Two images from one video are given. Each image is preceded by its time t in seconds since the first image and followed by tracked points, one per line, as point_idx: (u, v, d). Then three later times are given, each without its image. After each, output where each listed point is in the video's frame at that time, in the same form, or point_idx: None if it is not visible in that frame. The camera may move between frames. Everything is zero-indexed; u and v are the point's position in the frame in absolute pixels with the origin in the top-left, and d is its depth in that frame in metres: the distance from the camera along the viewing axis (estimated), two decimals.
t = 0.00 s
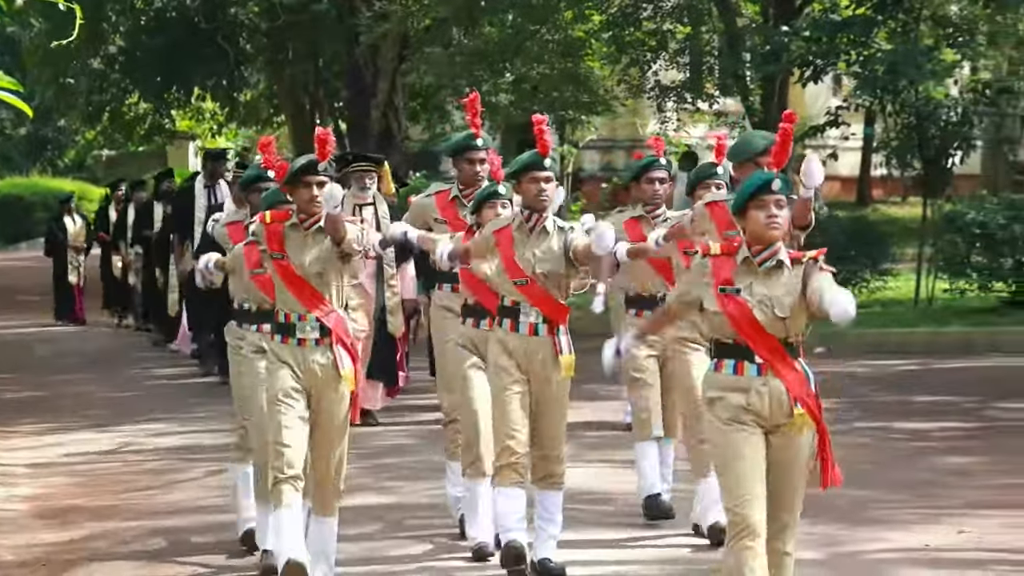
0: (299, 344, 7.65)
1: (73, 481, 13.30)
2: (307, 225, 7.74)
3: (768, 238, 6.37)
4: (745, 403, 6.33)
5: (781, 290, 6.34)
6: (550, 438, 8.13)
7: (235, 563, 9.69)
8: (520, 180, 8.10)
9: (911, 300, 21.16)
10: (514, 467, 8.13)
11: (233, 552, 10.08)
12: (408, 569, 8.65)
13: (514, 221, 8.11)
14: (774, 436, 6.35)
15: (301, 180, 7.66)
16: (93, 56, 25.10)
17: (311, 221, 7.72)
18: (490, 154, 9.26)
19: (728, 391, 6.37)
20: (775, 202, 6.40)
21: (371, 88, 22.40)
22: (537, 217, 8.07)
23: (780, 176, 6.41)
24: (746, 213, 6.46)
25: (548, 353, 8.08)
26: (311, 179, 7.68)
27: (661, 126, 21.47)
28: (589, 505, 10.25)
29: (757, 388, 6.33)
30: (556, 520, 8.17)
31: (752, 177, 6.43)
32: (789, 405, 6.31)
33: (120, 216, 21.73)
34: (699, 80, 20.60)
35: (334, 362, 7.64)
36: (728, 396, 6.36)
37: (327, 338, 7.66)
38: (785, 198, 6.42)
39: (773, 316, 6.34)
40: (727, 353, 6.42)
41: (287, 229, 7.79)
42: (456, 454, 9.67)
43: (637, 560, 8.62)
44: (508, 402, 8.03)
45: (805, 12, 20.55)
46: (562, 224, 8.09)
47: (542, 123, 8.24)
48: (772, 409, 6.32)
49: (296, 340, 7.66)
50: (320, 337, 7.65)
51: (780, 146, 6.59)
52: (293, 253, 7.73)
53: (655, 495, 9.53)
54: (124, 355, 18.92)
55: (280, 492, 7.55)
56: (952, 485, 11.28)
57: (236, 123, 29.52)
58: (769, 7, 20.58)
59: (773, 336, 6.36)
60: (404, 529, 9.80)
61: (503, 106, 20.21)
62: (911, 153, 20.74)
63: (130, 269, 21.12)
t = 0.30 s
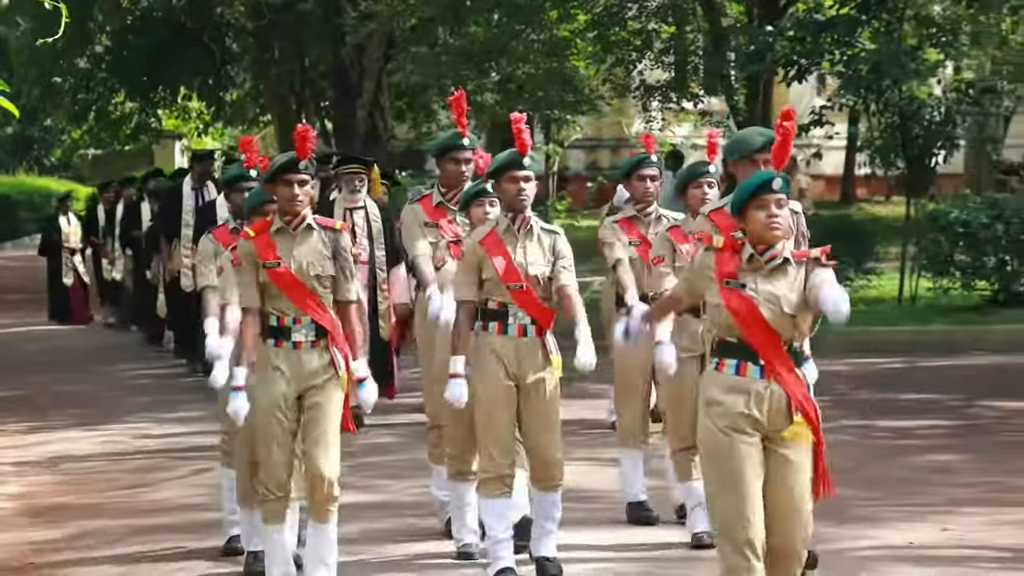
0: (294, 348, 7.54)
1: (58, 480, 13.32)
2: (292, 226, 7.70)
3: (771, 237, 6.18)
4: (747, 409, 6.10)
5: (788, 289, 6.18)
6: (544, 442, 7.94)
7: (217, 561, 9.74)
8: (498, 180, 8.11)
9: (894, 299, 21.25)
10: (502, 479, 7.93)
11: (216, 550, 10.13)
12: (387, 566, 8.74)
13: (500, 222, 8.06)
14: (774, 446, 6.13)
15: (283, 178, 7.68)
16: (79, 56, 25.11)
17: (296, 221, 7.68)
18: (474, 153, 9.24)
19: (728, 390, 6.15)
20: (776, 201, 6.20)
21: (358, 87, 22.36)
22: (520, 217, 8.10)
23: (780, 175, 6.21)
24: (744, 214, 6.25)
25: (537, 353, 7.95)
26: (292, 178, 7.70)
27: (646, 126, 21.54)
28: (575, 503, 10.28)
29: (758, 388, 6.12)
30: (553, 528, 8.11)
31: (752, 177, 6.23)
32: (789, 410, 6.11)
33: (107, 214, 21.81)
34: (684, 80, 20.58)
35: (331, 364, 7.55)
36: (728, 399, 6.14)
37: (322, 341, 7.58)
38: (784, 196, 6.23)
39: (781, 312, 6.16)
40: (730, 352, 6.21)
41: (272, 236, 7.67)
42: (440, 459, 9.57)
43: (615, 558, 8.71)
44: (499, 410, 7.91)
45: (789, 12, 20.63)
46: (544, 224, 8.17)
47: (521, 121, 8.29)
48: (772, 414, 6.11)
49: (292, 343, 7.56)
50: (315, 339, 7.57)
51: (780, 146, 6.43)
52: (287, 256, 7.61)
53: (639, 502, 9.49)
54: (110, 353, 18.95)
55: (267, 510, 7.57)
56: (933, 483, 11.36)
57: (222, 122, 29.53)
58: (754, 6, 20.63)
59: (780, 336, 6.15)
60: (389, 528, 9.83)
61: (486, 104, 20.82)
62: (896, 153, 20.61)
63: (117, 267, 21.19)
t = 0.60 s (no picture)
0: (295, 349, 7.64)
1: (49, 476, 13.48)
2: (301, 225, 7.86)
3: (771, 235, 6.39)
4: (745, 412, 6.29)
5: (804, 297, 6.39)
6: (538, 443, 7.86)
7: (208, 557, 9.90)
8: (499, 179, 8.16)
9: (877, 297, 21.47)
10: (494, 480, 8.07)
11: (206, 545, 10.30)
12: (373, 560, 8.95)
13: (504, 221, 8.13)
14: (776, 446, 6.28)
15: (292, 177, 7.78)
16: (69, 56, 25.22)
17: (304, 220, 7.86)
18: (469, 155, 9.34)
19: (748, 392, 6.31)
20: (777, 200, 6.35)
21: (345, 87, 22.32)
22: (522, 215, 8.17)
23: (783, 174, 6.36)
24: (746, 211, 6.41)
25: (537, 359, 7.96)
26: (300, 177, 7.79)
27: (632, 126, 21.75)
28: (563, 501, 10.44)
29: (759, 391, 6.28)
30: (544, 529, 7.90)
31: (755, 176, 6.38)
32: (793, 410, 6.26)
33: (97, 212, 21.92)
34: (669, 80, 20.77)
35: (332, 364, 7.66)
36: (730, 402, 6.34)
37: (323, 342, 7.68)
38: (786, 195, 6.38)
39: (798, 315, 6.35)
40: (732, 355, 6.37)
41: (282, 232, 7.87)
42: (434, 460, 9.76)
43: (596, 552, 8.92)
44: (498, 411, 7.98)
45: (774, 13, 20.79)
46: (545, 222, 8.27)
47: (522, 120, 8.15)
48: (772, 415, 6.27)
49: (292, 344, 7.65)
50: (315, 340, 7.65)
51: (783, 144, 6.75)
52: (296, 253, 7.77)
53: (628, 498, 9.65)
54: (100, 351, 19.12)
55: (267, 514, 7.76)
56: (915, 479, 11.53)
57: (211, 122, 29.67)
58: (740, 7, 20.77)
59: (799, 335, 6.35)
60: (376, 524, 10.01)
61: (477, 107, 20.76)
62: (879, 152, 20.93)
63: (107, 266, 21.31)
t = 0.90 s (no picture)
0: (299, 348, 7.60)
1: (42, 475, 13.58)
2: (308, 223, 7.70)
3: (789, 237, 6.06)
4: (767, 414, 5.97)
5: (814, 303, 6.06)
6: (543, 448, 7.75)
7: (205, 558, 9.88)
8: (508, 180, 7.88)
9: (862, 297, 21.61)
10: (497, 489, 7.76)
11: (197, 544, 10.40)
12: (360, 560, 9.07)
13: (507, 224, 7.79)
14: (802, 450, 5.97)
15: (305, 173, 7.70)
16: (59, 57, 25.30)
17: (313, 219, 7.70)
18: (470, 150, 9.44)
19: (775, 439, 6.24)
20: (796, 199, 6.08)
21: (337, 89, 22.28)
22: (528, 217, 7.85)
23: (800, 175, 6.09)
24: (762, 212, 6.13)
25: (541, 359, 7.72)
26: (314, 173, 7.71)
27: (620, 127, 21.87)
28: (553, 501, 10.54)
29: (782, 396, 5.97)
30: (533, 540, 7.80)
31: (772, 176, 6.10)
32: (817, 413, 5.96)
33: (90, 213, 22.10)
34: (657, 81, 21.01)
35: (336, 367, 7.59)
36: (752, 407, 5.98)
37: (326, 343, 7.63)
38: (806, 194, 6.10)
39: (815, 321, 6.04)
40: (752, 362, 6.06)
41: (287, 231, 7.69)
42: (426, 461, 9.55)
43: (584, 553, 9.04)
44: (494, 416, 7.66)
45: (761, 15, 20.92)
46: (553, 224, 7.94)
47: (533, 121, 8.10)
48: (798, 419, 5.97)
49: (295, 343, 7.61)
50: (319, 341, 7.61)
51: (803, 144, 6.43)
52: (295, 253, 7.64)
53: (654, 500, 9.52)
54: (92, 351, 19.22)
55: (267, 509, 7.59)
56: (901, 478, 11.65)
57: (202, 123, 29.77)
58: (726, 9, 20.89)
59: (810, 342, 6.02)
60: (365, 525, 10.10)
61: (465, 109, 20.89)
62: (865, 153, 21.07)
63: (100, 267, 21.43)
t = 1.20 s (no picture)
0: (292, 353, 7.84)
1: (31, 473, 13.68)
2: (291, 224, 7.95)
3: (803, 241, 6.41)
4: (781, 422, 6.38)
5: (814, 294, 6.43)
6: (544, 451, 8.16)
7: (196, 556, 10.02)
8: (503, 180, 8.17)
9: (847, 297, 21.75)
10: (508, 493, 7.97)
11: (186, 543, 10.51)
12: (350, 557, 9.34)
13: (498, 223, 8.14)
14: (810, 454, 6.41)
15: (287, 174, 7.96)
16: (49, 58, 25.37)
17: (295, 219, 7.94)
18: (456, 151, 9.55)
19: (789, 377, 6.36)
20: (812, 205, 6.40)
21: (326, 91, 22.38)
22: (522, 219, 8.13)
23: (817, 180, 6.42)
24: (777, 216, 6.47)
25: (543, 361, 8.12)
26: (296, 174, 7.97)
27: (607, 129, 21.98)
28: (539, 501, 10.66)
29: (790, 400, 6.40)
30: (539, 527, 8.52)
31: (787, 179, 6.42)
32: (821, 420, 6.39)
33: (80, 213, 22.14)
34: (644, 82, 21.16)
35: (329, 371, 7.88)
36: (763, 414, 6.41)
37: (320, 346, 7.90)
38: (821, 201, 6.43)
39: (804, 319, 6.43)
40: (756, 364, 6.49)
41: (270, 232, 7.95)
42: (416, 470, 9.61)
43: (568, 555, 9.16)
44: (502, 419, 7.98)
45: (747, 16, 21.04)
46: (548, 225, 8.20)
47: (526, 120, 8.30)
48: (805, 424, 6.39)
49: (288, 348, 7.84)
50: (312, 344, 7.87)
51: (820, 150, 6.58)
52: (280, 254, 7.90)
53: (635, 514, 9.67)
54: (80, 351, 19.29)
55: (267, 523, 7.84)
56: (883, 474, 11.82)
57: (191, 124, 29.85)
58: (712, 10, 21.01)
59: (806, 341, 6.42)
60: (352, 525, 10.22)
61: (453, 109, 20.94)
62: (849, 154, 21.23)
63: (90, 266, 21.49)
